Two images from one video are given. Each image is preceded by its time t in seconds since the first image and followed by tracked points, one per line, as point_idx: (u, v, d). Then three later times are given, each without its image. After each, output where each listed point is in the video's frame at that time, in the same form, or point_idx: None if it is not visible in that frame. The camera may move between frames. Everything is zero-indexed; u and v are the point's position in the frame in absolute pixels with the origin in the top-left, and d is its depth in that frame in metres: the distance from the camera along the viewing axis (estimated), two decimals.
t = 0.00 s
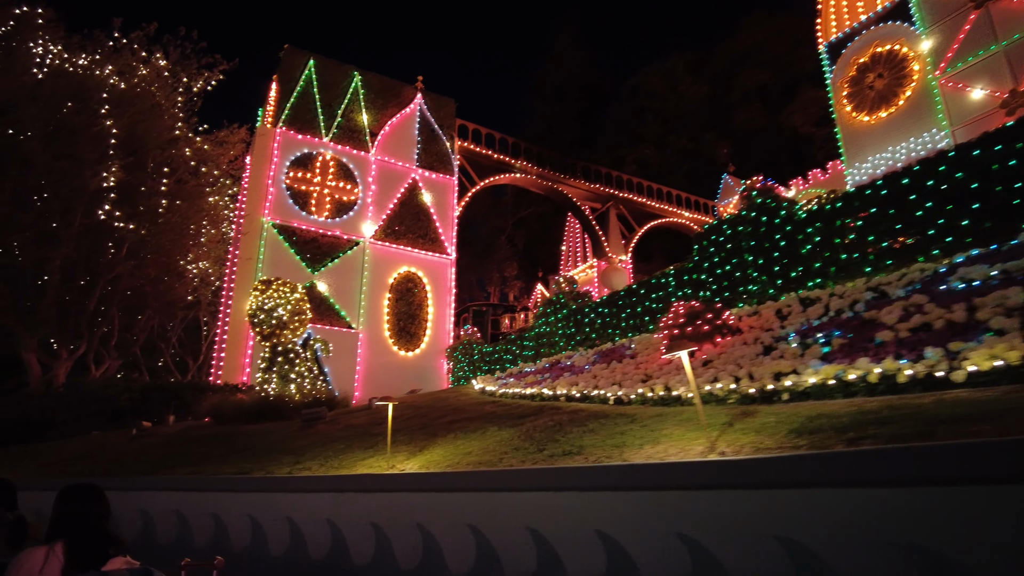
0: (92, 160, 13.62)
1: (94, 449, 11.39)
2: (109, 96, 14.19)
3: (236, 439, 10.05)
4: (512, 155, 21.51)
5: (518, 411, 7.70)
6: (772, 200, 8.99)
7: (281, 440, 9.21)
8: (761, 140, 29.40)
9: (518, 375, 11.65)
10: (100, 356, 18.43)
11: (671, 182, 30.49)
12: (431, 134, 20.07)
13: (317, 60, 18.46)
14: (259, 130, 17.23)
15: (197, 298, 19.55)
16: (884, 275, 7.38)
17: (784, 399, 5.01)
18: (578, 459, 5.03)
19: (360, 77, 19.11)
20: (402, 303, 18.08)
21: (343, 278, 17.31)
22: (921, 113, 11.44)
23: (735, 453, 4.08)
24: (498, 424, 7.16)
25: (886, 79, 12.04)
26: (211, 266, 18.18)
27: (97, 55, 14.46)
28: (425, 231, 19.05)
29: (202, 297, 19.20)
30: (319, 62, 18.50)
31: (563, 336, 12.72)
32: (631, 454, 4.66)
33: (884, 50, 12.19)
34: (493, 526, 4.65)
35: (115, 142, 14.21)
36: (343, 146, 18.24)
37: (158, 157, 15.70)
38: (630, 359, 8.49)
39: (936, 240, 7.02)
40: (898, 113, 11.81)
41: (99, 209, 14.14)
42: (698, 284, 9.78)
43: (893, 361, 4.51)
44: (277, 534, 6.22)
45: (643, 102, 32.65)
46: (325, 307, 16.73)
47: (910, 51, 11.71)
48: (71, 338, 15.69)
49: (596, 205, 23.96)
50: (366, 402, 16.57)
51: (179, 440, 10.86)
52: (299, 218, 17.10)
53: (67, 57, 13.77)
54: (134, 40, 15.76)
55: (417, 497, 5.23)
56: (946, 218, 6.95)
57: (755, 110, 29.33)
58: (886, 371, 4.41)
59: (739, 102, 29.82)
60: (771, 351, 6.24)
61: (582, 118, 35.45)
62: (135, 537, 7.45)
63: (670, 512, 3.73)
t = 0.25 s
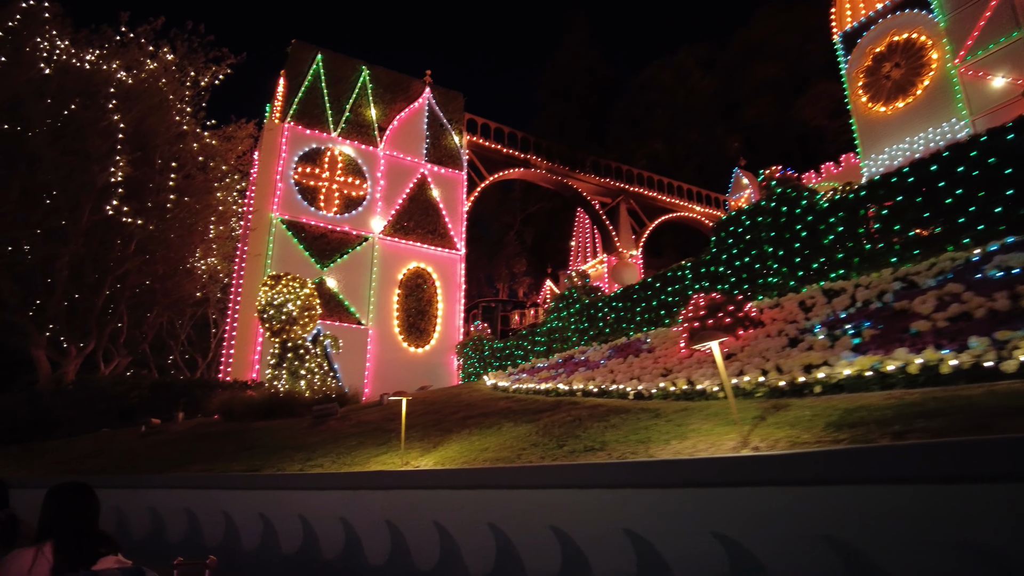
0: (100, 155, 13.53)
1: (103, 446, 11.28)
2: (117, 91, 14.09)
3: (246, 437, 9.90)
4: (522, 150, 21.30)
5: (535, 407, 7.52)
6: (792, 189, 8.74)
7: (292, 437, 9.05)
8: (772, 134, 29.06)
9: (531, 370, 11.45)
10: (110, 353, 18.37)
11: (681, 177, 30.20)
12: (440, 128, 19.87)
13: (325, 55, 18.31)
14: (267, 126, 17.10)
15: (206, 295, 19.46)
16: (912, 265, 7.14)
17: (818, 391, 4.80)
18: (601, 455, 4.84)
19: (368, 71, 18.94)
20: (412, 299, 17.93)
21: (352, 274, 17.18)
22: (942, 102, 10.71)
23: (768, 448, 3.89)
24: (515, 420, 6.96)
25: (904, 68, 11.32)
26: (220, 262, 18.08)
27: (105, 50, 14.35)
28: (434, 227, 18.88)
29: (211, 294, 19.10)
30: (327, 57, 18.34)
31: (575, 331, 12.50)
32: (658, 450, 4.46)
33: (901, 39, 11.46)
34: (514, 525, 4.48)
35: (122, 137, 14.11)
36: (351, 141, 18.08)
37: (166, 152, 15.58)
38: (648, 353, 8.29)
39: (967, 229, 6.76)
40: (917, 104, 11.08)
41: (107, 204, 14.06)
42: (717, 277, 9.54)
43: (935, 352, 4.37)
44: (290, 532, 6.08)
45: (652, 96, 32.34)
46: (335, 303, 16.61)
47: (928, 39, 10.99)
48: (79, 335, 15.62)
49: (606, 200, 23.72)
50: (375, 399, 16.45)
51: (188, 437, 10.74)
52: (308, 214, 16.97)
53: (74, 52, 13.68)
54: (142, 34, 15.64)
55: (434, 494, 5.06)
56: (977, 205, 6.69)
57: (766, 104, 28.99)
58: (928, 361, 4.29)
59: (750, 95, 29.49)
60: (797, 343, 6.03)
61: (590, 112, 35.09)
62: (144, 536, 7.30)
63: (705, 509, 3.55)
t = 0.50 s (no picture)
0: (109, 150, 13.45)
1: (113, 443, 11.20)
2: (125, 86, 14.00)
3: (258, 433, 9.77)
4: (532, 144, 21.07)
5: (553, 401, 7.33)
6: (815, 178, 8.47)
7: (304, 434, 8.91)
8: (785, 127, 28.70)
9: (546, 365, 11.25)
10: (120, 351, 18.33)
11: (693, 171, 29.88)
12: (449, 123, 19.66)
13: (334, 49, 18.16)
14: (276, 121, 16.96)
15: (216, 292, 19.37)
16: (943, 254, 6.89)
17: (855, 383, 4.62)
18: (626, 451, 4.63)
19: (377, 65, 18.78)
20: (422, 294, 17.77)
21: (362, 270, 17.05)
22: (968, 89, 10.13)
23: (808, 442, 3.70)
24: (533, 415, 6.78)
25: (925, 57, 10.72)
26: (229, 259, 17.99)
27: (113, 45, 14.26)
28: (445, 222, 18.70)
29: (221, 291, 19.01)
30: (336, 51, 18.19)
31: (590, 325, 12.27)
32: (689, 445, 4.26)
33: (919, 27, 10.84)
34: (538, 523, 4.31)
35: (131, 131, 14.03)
36: (361, 136, 17.93)
37: (174, 147, 15.46)
38: (667, 347, 8.10)
39: (1002, 215, 6.50)
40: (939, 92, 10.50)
41: (115, 199, 13.99)
42: (736, 269, 9.29)
43: (981, 343, 4.20)
44: (304, 530, 5.94)
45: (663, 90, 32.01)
46: (346, 299, 16.50)
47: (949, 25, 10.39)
48: (90, 332, 15.57)
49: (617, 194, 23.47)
50: (387, 395, 16.34)
51: (199, 434, 10.62)
52: (317, 209, 16.84)
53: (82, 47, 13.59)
54: (150, 29, 15.54)
55: (452, 491, 4.89)
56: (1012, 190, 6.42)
57: (778, 96, 28.62)
58: (974, 352, 4.11)
59: (762, 88, 29.13)
60: (827, 335, 5.82)
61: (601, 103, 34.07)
62: (154, 536, 7.17)
63: (745, 508, 3.37)
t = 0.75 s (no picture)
0: (122, 145, 13.42)
1: (129, 439, 11.17)
2: (138, 81, 13.99)
3: (273, 429, 9.67)
4: (546, 136, 20.83)
5: (574, 395, 7.15)
6: (843, 164, 8.17)
7: (320, 429, 8.79)
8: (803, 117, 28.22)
9: (564, 359, 11.06)
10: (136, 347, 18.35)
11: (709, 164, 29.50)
12: (463, 115, 19.44)
13: (346, 43, 18.04)
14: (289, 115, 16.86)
15: (230, 288, 19.34)
16: (982, 241, 6.62)
17: (899, 372, 4.56)
18: (657, 445, 4.46)
19: (389, 59, 18.63)
20: (437, 289, 17.63)
21: (377, 265, 16.96)
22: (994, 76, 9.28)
23: (855, 435, 3.51)
24: (555, 409, 6.61)
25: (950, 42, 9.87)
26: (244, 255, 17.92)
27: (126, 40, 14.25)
28: (459, 216, 18.50)
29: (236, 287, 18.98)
30: (348, 44, 18.08)
31: (608, 319, 11.98)
32: (724, 439, 4.09)
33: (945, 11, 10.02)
34: (571, 519, 4.25)
35: (144, 126, 14.01)
36: (374, 130, 17.78)
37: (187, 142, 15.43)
38: (691, 338, 7.91)
39: None
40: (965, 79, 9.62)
41: (129, 193, 13.98)
42: (761, 259, 9.04)
43: None
44: (321, 526, 5.83)
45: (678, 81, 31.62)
46: (360, 294, 16.41)
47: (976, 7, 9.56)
48: (105, 329, 15.59)
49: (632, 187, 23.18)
50: (402, 390, 16.28)
51: (214, 430, 10.55)
52: (331, 204, 16.74)
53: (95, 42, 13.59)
54: (162, 24, 15.52)
55: (478, 487, 4.82)
56: None
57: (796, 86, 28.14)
58: None
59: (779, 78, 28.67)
60: (863, 325, 5.64)
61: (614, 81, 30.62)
62: (169, 532, 7.06)
63: (791, 506, 3.28)
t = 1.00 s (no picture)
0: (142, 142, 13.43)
1: (154, 435, 11.19)
2: (158, 78, 14.00)
3: (297, 425, 9.58)
4: (565, 129, 20.58)
5: (603, 389, 6.96)
6: (878, 148, 7.80)
7: (343, 424, 8.68)
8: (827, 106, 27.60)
9: (589, 353, 10.86)
10: (159, 344, 18.47)
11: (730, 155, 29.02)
12: (482, 109, 19.23)
13: (363, 37, 17.92)
14: (308, 111, 16.79)
15: (251, 285, 19.37)
16: None
17: (956, 360, 4.61)
18: (696, 440, 4.28)
19: (407, 53, 18.48)
20: (457, 284, 17.50)
21: (396, 261, 16.88)
22: None
23: (915, 427, 3.30)
24: (584, 403, 6.42)
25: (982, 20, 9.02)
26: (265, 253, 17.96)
27: (144, 37, 14.22)
28: (478, 210, 18.32)
29: (256, 284, 18.99)
30: (365, 39, 17.95)
31: (633, 313, 11.63)
32: (770, 433, 3.92)
33: None
34: (610, 517, 4.15)
35: (165, 122, 14.02)
36: (392, 125, 17.65)
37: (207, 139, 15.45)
38: (722, 330, 7.71)
39: None
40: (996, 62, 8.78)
41: (150, 190, 13.99)
42: (793, 248, 8.76)
43: None
44: (349, 523, 5.73)
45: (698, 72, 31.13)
46: (381, 290, 16.38)
47: None
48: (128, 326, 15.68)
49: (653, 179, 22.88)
50: (424, 385, 16.24)
51: (236, 426, 10.52)
52: (351, 199, 16.69)
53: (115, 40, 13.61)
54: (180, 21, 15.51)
55: (510, 484, 4.73)
56: None
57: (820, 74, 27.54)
58: None
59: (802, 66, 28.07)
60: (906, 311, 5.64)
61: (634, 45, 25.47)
62: (192, 528, 7.01)
63: (850, 504, 3.21)
